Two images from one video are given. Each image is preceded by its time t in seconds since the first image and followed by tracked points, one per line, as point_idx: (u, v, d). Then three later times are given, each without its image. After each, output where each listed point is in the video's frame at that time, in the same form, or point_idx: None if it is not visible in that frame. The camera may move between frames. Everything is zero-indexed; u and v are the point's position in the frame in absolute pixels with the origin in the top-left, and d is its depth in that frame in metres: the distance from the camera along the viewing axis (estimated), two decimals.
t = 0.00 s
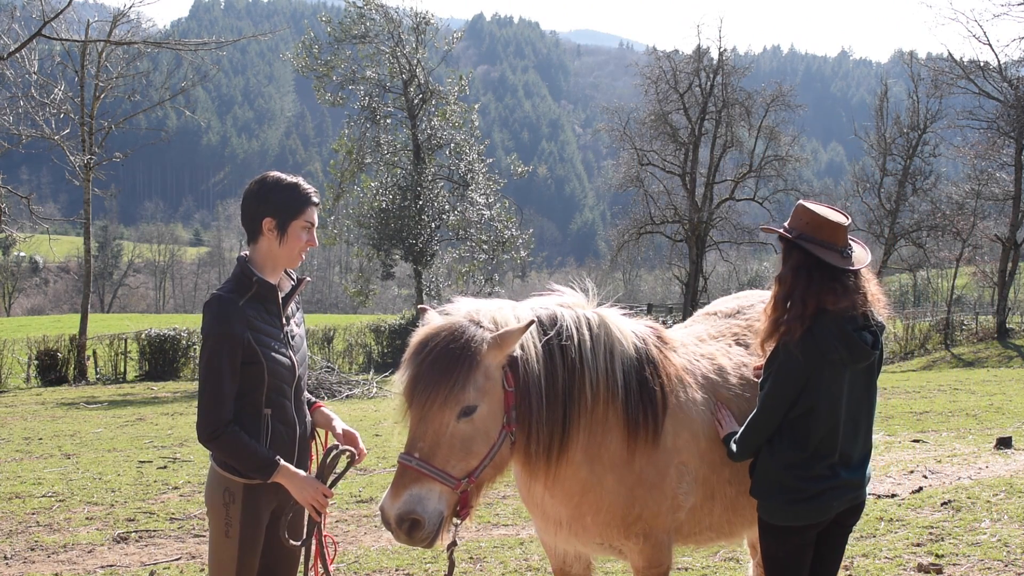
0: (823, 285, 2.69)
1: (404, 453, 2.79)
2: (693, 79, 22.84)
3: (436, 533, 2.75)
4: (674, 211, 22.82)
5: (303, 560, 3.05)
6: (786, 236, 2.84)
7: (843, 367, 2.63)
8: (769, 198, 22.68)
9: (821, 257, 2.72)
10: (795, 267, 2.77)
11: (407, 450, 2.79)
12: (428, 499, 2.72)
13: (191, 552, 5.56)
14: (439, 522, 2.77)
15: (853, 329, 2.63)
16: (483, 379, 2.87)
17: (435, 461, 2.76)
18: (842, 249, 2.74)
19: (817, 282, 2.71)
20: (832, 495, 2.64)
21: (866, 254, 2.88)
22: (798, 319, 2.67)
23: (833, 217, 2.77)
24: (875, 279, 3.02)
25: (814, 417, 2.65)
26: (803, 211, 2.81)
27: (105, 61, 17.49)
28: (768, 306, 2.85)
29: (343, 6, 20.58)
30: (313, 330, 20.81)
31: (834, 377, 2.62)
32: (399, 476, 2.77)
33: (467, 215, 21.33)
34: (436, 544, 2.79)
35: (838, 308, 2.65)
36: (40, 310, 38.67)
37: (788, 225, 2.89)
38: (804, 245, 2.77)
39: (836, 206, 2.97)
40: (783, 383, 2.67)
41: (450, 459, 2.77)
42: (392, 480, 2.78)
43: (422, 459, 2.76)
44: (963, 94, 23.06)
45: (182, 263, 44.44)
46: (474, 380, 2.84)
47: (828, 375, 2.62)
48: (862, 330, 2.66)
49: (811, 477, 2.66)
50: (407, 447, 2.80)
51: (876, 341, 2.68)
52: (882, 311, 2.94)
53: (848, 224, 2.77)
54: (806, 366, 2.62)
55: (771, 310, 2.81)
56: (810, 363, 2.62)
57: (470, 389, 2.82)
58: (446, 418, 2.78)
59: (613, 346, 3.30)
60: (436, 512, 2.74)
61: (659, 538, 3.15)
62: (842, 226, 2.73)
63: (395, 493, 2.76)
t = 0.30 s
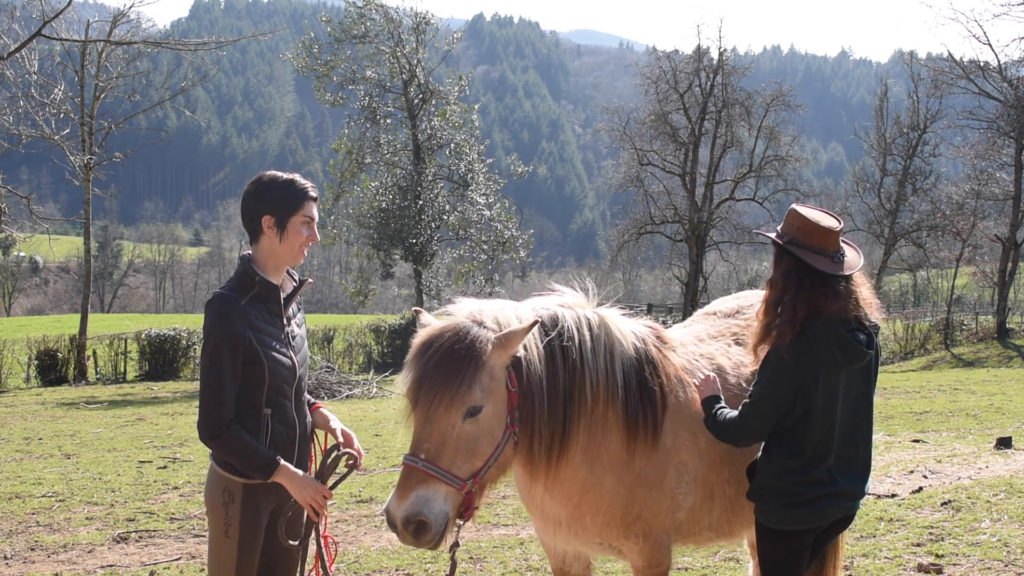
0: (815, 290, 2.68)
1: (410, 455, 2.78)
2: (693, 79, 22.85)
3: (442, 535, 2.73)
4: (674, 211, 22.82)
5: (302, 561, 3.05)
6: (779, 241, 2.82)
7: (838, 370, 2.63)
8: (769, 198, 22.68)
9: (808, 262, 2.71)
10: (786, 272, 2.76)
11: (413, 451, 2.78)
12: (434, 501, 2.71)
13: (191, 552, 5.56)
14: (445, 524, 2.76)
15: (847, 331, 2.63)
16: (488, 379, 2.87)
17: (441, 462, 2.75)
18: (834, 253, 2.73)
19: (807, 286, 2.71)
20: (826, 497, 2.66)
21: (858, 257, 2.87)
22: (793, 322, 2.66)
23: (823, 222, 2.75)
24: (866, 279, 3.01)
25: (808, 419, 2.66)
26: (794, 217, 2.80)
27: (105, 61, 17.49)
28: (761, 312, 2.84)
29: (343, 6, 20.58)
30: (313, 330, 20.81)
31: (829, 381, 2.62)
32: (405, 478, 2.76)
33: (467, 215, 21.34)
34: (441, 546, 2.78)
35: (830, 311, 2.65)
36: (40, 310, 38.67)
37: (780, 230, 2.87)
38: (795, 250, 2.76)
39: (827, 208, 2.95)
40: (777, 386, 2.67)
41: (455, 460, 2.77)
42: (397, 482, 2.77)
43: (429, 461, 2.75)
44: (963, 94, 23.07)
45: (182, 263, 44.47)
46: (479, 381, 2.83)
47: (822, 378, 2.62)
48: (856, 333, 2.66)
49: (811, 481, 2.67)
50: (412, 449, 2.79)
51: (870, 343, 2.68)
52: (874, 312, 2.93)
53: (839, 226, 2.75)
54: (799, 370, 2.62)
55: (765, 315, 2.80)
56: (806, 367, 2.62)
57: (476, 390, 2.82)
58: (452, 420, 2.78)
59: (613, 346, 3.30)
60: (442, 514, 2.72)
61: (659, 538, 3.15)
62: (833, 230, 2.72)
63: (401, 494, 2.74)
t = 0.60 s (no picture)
0: (811, 291, 2.69)
1: (411, 455, 2.78)
2: (693, 79, 22.86)
3: (444, 535, 2.73)
4: (674, 211, 22.83)
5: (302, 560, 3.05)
6: (776, 242, 2.81)
7: (834, 369, 2.65)
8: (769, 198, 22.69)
9: (804, 264, 2.71)
10: (782, 273, 2.76)
11: (415, 453, 2.78)
12: (436, 502, 2.71)
13: (191, 552, 5.56)
14: (446, 525, 2.76)
15: (844, 331, 2.65)
16: (491, 381, 2.87)
17: (443, 463, 2.76)
18: (830, 255, 2.73)
19: (803, 286, 2.71)
20: (820, 490, 2.69)
21: (854, 257, 2.86)
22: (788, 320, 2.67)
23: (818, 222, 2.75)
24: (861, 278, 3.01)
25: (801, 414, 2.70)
26: (790, 218, 2.79)
27: (106, 61, 17.49)
28: (757, 310, 2.84)
29: (343, 6, 20.58)
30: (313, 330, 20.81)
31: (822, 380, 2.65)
32: (407, 478, 2.76)
33: (467, 215, 21.35)
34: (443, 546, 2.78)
35: (827, 311, 2.67)
36: (40, 310, 38.67)
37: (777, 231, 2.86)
38: (790, 251, 2.76)
39: (823, 208, 2.95)
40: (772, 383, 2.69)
41: (458, 461, 2.77)
42: (399, 482, 2.77)
43: (431, 461, 2.75)
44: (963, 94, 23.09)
45: (181, 263, 44.49)
46: (481, 382, 2.83)
47: (818, 376, 2.65)
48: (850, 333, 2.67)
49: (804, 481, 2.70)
50: (414, 450, 2.80)
51: (866, 343, 2.71)
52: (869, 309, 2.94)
53: (835, 228, 2.75)
54: (793, 371, 2.65)
55: (760, 315, 2.81)
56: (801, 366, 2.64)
57: (479, 390, 2.82)
58: (454, 420, 2.78)
59: (614, 347, 3.30)
60: (443, 516, 2.73)
61: (659, 538, 3.14)
62: (829, 231, 2.71)
63: (403, 495, 2.74)
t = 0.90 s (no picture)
0: (802, 285, 2.72)
1: (411, 454, 2.79)
2: (693, 79, 22.85)
3: (444, 534, 2.73)
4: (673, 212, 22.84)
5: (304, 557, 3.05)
6: (769, 238, 2.85)
7: (822, 361, 2.69)
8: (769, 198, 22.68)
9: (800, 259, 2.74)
10: (775, 265, 2.79)
11: (415, 451, 2.78)
12: (436, 500, 2.71)
13: (191, 552, 5.56)
14: (447, 523, 2.76)
15: (832, 322, 2.69)
16: (491, 379, 2.87)
17: (443, 462, 2.76)
18: (821, 253, 2.77)
19: (795, 281, 2.73)
20: (809, 480, 2.71)
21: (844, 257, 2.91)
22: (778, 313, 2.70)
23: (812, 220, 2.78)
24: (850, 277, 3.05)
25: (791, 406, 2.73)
26: (786, 213, 2.82)
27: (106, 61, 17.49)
28: (748, 303, 2.87)
29: (343, 6, 20.57)
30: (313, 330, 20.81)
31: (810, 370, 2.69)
32: (407, 476, 2.76)
33: (467, 215, 21.35)
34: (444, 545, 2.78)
35: (815, 306, 2.70)
36: (40, 310, 38.68)
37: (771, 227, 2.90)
38: (784, 246, 2.79)
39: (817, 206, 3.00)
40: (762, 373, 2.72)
41: (458, 459, 2.77)
42: (400, 480, 2.77)
43: (431, 460, 2.75)
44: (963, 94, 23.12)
45: (182, 263, 44.50)
46: (481, 380, 2.83)
47: (806, 369, 2.69)
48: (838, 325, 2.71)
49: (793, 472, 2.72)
50: (415, 448, 2.80)
51: (853, 336, 2.75)
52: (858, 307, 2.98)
53: (829, 227, 2.79)
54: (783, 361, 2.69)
55: (750, 307, 2.84)
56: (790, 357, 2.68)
57: (479, 389, 2.82)
58: (454, 419, 2.78)
59: (614, 347, 3.30)
60: (444, 514, 2.72)
61: (660, 539, 3.14)
62: (822, 229, 2.75)
63: (403, 494, 2.74)
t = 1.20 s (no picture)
0: (781, 280, 2.73)
1: (411, 453, 2.79)
2: (693, 79, 22.85)
3: (444, 534, 2.72)
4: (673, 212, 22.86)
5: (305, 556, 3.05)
6: (746, 231, 2.86)
7: (799, 355, 2.70)
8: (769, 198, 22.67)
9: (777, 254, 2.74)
10: (751, 258, 2.81)
11: (415, 450, 2.79)
12: (436, 499, 2.71)
13: (191, 552, 5.56)
14: (447, 523, 2.75)
15: (809, 315, 2.70)
16: (492, 378, 2.88)
17: (443, 461, 2.76)
18: (798, 248, 2.77)
19: (772, 274, 2.74)
20: (790, 474, 2.72)
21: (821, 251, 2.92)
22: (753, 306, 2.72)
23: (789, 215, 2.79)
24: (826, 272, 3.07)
25: (774, 404, 2.74)
26: (764, 208, 2.83)
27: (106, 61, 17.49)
28: (726, 297, 2.88)
29: (343, 6, 20.56)
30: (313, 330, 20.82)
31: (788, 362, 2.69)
32: (408, 475, 2.75)
33: (467, 215, 21.34)
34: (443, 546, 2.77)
35: (794, 299, 2.71)
36: (40, 310, 38.69)
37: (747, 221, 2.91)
38: (760, 238, 2.80)
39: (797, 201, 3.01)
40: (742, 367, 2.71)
41: (458, 458, 2.77)
42: (399, 480, 2.77)
43: (431, 459, 2.76)
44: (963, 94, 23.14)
45: (182, 263, 44.51)
46: (482, 379, 2.83)
47: (785, 362, 2.69)
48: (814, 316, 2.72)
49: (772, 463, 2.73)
50: (415, 446, 2.80)
51: (832, 327, 2.75)
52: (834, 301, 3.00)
53: (807, 222, 2.80)
54: (763, 355, 2.68)
55: (729, 299, 2.85)
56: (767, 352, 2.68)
57: (480, 388, 2.82)
58: (454, 418, 2.78)
59: (614, 347, 3.29)
60: (444, 513, 2.73)
61: (659, 538, 3.14)
62: (799, 223, 2.76)
63: (403, 493, 2.74)
